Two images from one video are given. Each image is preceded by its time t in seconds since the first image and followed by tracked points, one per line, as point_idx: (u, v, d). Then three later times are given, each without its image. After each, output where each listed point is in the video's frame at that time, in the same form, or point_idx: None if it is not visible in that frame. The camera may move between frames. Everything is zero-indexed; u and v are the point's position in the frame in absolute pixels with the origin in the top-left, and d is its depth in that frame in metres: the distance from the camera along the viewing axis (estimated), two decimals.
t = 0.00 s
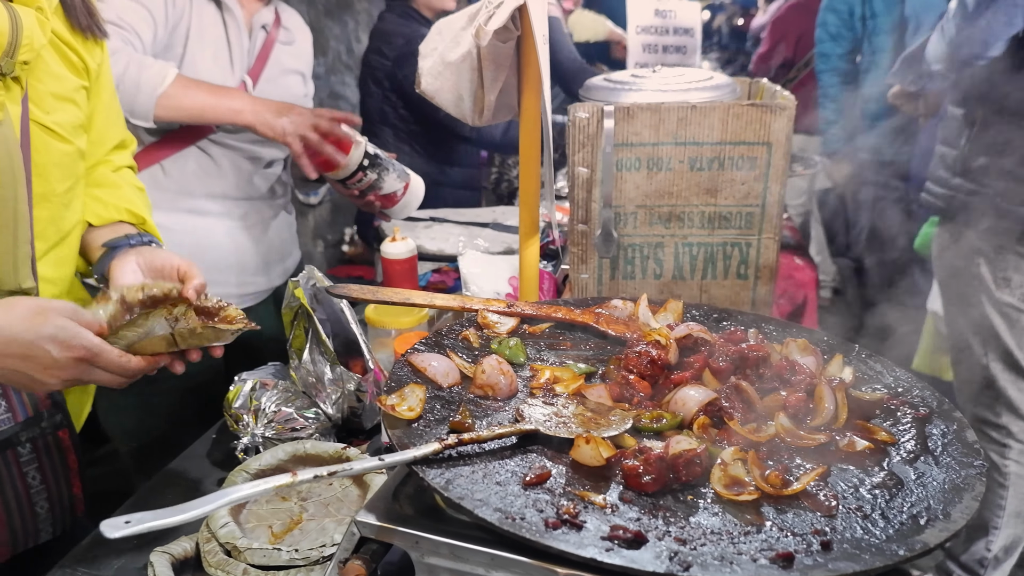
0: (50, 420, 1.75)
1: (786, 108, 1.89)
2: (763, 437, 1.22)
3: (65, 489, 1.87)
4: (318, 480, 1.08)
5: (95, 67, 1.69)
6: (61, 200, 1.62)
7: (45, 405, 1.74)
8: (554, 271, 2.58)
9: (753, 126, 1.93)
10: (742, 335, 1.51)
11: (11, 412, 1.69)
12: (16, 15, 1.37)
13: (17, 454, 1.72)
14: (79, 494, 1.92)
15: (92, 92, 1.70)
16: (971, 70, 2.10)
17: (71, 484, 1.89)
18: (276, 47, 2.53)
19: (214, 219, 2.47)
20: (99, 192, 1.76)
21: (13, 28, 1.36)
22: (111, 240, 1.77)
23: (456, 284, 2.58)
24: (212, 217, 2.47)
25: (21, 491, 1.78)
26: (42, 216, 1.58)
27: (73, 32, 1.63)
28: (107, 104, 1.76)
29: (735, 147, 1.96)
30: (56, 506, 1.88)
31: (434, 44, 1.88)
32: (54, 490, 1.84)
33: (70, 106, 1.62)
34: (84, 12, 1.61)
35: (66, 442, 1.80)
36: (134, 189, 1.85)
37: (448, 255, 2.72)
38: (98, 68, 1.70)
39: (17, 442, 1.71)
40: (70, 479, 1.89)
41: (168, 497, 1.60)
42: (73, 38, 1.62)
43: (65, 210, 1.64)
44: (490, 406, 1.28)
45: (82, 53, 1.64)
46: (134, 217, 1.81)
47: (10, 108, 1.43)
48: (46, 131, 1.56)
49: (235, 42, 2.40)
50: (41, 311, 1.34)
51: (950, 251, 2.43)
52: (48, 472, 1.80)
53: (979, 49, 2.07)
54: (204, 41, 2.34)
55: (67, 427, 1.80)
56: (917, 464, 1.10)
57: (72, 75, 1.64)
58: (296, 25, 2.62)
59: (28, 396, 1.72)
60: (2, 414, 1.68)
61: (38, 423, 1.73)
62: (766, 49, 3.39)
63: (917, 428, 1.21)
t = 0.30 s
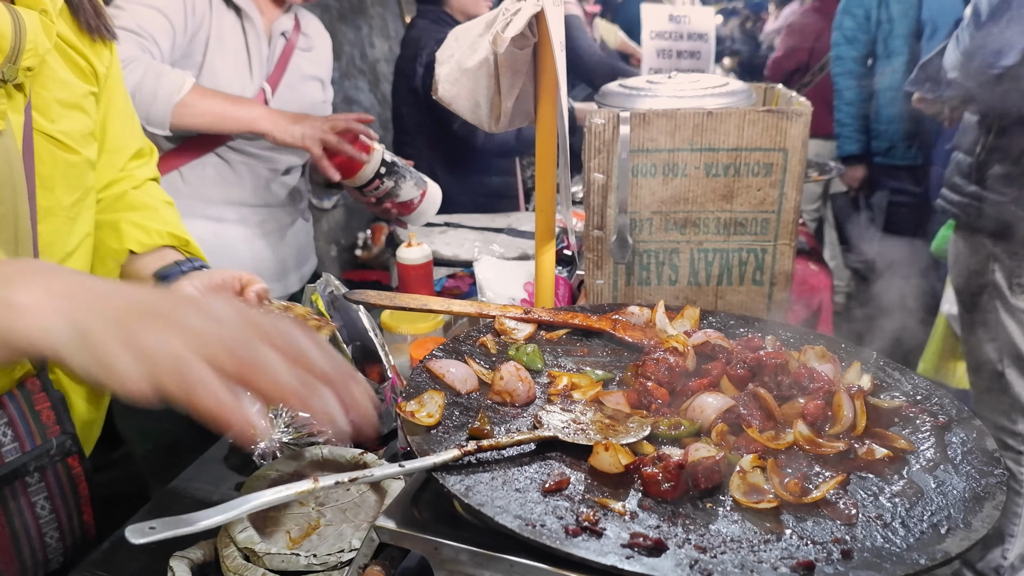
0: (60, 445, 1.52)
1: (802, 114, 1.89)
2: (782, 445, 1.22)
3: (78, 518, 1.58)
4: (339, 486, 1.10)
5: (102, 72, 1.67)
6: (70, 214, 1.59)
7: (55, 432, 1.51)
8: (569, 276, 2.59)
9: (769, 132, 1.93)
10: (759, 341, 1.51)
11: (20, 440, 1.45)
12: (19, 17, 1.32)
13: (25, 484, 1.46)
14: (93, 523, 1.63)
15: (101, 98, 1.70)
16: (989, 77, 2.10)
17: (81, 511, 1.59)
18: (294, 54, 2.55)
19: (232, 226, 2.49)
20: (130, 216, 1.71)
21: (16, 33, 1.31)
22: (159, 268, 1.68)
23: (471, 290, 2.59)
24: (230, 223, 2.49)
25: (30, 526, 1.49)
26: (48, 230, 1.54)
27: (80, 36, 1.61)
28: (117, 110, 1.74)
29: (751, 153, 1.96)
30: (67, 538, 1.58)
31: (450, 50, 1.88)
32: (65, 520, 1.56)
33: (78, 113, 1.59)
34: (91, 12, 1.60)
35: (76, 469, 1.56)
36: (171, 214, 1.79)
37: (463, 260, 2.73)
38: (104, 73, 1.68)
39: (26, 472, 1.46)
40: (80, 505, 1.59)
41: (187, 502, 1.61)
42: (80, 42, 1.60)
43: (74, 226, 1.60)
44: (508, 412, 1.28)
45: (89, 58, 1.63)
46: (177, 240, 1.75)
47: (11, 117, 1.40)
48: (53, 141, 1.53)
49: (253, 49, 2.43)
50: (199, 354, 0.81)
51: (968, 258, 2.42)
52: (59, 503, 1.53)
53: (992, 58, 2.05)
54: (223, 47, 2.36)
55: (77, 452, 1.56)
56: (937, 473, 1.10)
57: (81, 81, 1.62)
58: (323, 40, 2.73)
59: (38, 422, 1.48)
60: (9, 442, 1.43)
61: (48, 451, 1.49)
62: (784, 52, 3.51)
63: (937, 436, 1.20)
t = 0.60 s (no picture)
0: (78, 462, 1.50)
1: (808, 118, 1.89)
2: (786, 448, 1.22)
3: (94, 536, 1.57)
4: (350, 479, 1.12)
5: (112, 74, 1.69)
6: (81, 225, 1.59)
7: (72, 449, 1.49)
8: (575, 280, 2.59)
9: (775, 136, 1.93)
10: (764, 345, 1.51)
11: (39, 459, 1.43)
12: (36, 23, 1.36)
13: (44, 503, 1.44)
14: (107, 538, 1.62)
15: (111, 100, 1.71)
16: (995, 82, 2.10)
17: (97, 528, 1.57)
18: (303, 59, 2.57)
19: (239, 231, 2.51)
20: (165, 239, 1.73)
21: (34, 39, 1.35)
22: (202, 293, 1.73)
23: (477, 294, 2.59)
24: (237, 228, 2.51)
25: (48, 543, 1.46)
26: (59, 238, 1.54)
27: (90, 38, 1.64)
28: (128, 114, 1.76)
29: (757, 157, 1.96)
30: (83, 555, 1.56)
31: (456, 55, 1.89)
32: (81, 538, 1.53)
33: (89, 118, 1.61)
34: (100, 11, 1.63)
35: (94, 487, 1.54)
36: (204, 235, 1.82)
37: (470, 264, 2.74)
38: (115, 76, 1.71)
39: (45, 491, 1.43)
40: (95, 522, 1.58)
41: (193, 505, 1.62)
42: (89, 44, 1.63)
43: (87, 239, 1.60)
44: (512, 414, 1.29)
45: (98, 58, 1.65)
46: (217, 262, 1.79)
47: (25, 125, 1.41)
48: (63, 147, 1.54)
49: (262, 57, 2.44)
50: (239, 378, 0.73)
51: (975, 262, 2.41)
52: (76, 520, 1.51)
53: (991, 62, 2.10)
54: (230, 54, 2.38)
55: (95, 468, 1.54)
56: (941, 476, 1.10)
57: (90, 83, 1.64)
58: (336, 47, 2.75)
59: (57, 440, 1.46)
60: (30, 462, 1.41)
61: (67, 469, 1.47)
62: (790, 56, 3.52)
63: (943, 440, 1.20)
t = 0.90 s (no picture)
0: (89, 463, 1.53)
1: (819, 116, 1.87)
2: (786, 445, 1.21)
3: (101, 536, 1.58)
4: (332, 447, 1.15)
5: (132, 77, 1.71)
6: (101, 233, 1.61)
7: (83, 450, 1.52)
8: (585, 280, 2.59)
9: (785, 134, 1.92)
10: (770, 343, 1.50)
11: (51, 460, 1.45)
12: (65, 28, 1.38)
13: (55, 503, 1.46)
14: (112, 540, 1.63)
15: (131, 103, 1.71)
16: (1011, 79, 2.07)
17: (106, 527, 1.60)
18: (316, 63, 2.61)
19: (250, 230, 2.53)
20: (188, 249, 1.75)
21: (65, 43, 1.37)
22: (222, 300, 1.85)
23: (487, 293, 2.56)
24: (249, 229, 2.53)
25: (57, 543, 1.47)
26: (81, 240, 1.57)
27: (113, 45, 1.66)
28: (148, 116, 1.78)
29: (766, 156, 1.95)
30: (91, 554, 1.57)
31: (462, 55, 1.91)
32: (90, 537, 1.55)
33: (109, 122, 1.62)
34: (119, 15, 1.63)
35: (103, 488, 1.57)
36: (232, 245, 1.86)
37: (480, 264, 2.75)
38: (134, 78, 1.73)
39: (56, 491, 1.45)
40: (103, 521, 1.59)
41: (203, 500, 1.64)
42: (111, 49, 1.65)
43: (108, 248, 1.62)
44: (512, 409, 1.29)
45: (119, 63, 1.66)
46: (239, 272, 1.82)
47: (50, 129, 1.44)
48: (82, 150, 1.56)
49: (271, 60, 2.47)
50: (398, 290, 0.99)
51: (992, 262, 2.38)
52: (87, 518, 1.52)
53: (1008, 59, 2.07)
54: (239, 58, 2.42)
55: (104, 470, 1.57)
56: (942, 475, 1.08)
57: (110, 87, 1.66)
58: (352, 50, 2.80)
59: (68, 441, 1.49)
60: (41, 461, 1.43)
61: (78, 470, 1.50)
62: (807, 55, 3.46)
63: (945, 438, 1.18)
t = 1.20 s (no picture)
0: (101, 440, 1.56)
1: (827, 115, 1.87)
2: (776, 444, 1.20)
3: (110, 512, 1.62)
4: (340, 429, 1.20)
5: (147, 68, 1.73)
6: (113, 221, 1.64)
7: (95, 428, 1.54)
8: (591, 277, 2.59)
9: (793, 133, 1.92)
10: (765, 342, 1.50)
11: (66, 435, 1.47)
12: (95, 21, 1.40)
13: (67, 478, 1.49)
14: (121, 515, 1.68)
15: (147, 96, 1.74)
16: None
17: (115, 504, 1.63)
18: (327, 58, 2.63)
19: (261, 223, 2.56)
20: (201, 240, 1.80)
21: (92, 33, 1.38)
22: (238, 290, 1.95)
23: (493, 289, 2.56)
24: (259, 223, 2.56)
25: (69, 517, 1.51)
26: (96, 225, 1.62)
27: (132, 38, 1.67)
28: (162, 106, 1.80)
29: (774, 155, 1.95)
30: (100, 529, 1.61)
31: (468, 49, 1.92)
32: (100, 514, 1.59)
33: (124, 112, 1.66)
34: (136, 10, 1.61)
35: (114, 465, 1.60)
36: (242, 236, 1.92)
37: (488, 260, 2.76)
38: (150, 68, 1.74)
39: (68, 466, 1.48)
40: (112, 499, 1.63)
41: (203, 486, 1.67)
42: (129, 40, 1.66)
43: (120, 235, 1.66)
44: (500, 401, 1.30)
45: (139, 56, 1.69)
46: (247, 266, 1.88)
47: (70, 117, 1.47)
48: (98, 138, 1.61)
49: (278, 54, 2.51)
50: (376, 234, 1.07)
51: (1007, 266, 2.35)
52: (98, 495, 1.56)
53: None
54: (246, 52, 2.46)
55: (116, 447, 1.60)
56: (926, 474, 1.08)
57: (127, 79, 1.69)
58: (365, 50, 2.82)
59: (81, 417, 1.50)
60: (57, 437, 1.45)
61: (90, 447, 1.53)
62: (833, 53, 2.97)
63: (933, 437, 1.18)
